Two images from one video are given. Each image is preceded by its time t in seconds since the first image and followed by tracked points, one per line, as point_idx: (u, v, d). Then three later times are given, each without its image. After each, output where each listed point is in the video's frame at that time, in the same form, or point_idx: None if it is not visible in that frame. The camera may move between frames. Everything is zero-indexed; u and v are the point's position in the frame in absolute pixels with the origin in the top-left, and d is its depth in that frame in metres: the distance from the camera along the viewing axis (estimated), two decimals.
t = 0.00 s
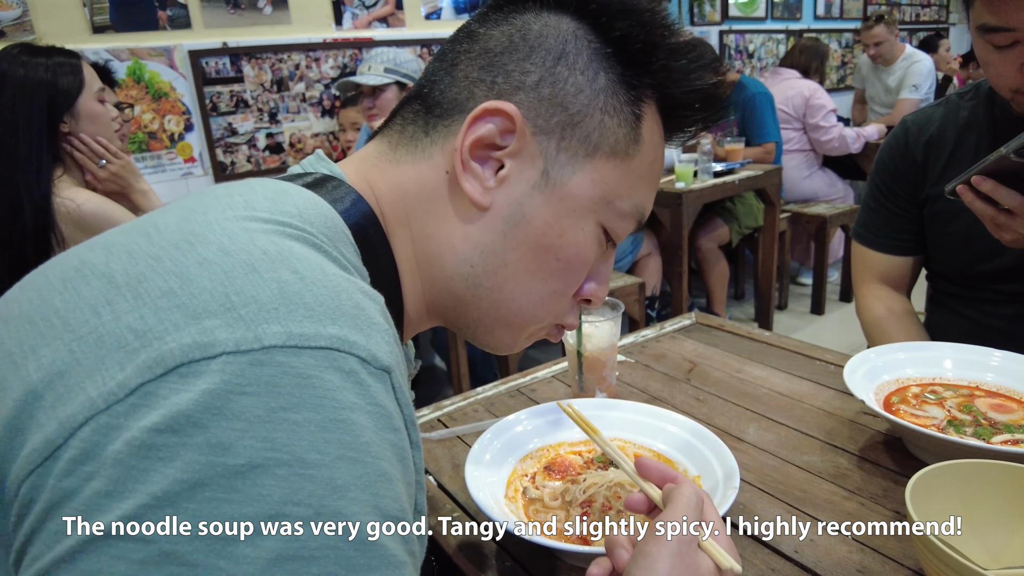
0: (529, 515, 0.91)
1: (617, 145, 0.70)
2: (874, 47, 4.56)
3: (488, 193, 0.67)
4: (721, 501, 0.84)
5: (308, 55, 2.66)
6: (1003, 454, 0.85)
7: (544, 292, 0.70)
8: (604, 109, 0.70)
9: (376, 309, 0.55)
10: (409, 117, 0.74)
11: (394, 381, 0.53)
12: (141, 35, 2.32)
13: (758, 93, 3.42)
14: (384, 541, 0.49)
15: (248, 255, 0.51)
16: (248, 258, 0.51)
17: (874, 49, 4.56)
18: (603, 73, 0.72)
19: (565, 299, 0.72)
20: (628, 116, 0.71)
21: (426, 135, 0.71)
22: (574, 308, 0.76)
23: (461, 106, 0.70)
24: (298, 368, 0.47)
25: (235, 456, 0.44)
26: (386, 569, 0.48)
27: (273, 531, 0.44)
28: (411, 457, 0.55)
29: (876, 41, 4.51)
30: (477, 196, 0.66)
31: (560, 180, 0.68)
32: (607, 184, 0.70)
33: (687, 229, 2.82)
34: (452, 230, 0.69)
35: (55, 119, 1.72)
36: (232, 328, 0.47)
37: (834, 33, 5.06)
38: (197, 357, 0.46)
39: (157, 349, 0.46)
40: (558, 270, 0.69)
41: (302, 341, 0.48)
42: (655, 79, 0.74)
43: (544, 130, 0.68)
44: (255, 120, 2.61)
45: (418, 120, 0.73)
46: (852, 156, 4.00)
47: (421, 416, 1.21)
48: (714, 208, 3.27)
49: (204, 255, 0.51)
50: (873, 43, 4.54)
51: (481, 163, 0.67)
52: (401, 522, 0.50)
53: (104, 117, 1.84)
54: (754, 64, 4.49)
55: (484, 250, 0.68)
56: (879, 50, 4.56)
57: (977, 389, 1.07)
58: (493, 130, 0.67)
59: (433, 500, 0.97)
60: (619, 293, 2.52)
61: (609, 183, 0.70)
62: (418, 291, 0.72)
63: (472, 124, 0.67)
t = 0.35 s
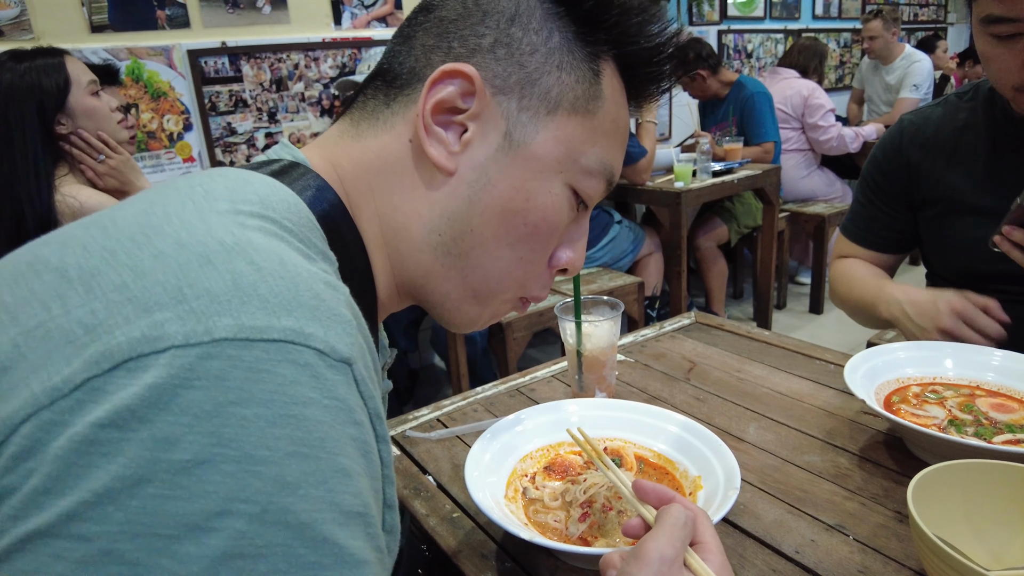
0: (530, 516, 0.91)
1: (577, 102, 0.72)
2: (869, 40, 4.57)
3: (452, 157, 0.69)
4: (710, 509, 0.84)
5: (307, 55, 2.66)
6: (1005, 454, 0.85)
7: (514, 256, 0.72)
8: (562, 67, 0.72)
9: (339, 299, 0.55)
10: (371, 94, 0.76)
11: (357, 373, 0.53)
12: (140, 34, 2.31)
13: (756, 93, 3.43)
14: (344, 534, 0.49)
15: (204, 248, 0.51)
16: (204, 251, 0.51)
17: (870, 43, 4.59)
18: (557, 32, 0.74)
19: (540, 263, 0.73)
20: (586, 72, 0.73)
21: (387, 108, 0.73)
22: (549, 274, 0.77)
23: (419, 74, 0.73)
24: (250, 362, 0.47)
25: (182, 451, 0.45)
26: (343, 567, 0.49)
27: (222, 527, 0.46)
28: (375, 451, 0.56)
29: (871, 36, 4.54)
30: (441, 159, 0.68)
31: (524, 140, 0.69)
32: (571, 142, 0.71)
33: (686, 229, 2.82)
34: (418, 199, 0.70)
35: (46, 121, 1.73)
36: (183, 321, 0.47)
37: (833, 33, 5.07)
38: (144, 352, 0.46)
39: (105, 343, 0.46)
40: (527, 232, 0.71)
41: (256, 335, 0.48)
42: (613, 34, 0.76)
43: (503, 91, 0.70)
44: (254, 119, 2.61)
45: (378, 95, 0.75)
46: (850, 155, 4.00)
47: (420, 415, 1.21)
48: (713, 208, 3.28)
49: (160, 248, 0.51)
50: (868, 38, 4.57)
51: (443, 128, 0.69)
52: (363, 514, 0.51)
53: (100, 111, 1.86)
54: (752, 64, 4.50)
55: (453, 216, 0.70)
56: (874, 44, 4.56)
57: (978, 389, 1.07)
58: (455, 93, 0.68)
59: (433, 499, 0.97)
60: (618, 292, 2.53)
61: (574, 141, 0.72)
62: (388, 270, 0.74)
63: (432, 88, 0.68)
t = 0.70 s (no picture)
0: (532, 514, 0.92)
1: (551, 84, 0.73)
2: (865, 39, 4.60)
3: (423, 140, 0.70)
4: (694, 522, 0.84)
5: (308, 55, 2.66)
6: (1004, 453, 0.86)
7: (487, 240, 0.73)
8: (535, 50, 0.73)
9: (306, 288, 0.55)
10: (344, 80, 0.77)
11: (318, 361, 0.53)
12: (141, 35, 2.32)
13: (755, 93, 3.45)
14: (294, 527, 0.50)
15: (162, 235, 0.51)
16: (162, 237, 0.51)
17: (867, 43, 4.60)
18: (532, 15, 0.75)
19: (513, 247, 0.75)
20: (560, 56, 0.74)
21: (360, 93, 0.74)
22: (524, 259, 0.79)
23: (391, 58, 0.74)
24: (201, 348, 0.48)
25: (123, 435, 0.47)
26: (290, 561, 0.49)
27: (159, 513, 0.47)
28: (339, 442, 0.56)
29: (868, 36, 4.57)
30: (412, 142, 0.70)
31: (495, 124, 0.71)
32: (544, 125, 0.73)
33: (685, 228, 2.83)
34: (390, 183, 0.72)
35: (51, 123, 1.75)
36: (134, 306, 0.48)
37: (831, 33, 5.08)
38: (93, 337, 0.47)
39: (54, 328, 0.48)
40: (500, 216, 0.72)
41: (207, 318, 0.48)
42: (589, 18, 0.77)
43: (474, 75, 0.71)
44: (256, 120, 2.62)
45: (352, 82, 0.76)
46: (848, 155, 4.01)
47: (423, 414, 1.22)
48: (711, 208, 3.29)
49: (118, 238, 0.51)
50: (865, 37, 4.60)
51: (414, 112, 0.71)
52: (321, 507, 0.51)
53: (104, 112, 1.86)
54: (751, 64, 4.51)
55: (426, 199, 0.71)
56: (871, 43, 4.58)
57: (978, 388, 1.08)
58: (425, 76, 0.70)
59: (436, 498, 0.98)
60: (617, 291, 2.54)
61: (546, 124, 0.73)
62: (361, 256, 0.75)
63: (403, 72, 0.70)
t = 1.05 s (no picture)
0: (535, 512, 0.93)
1: (506, 42, 0.67)
2: (863, 41, 4.61)
3: (366, 116, 0.65)
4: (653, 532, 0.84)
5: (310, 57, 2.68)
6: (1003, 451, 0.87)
7: (444, 215, 0.70)
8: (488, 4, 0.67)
9: (202, 287, 0.50)
10: (271, 37, 0.69)
11: (209, 371, 0.48)
12: (144, 36, 2.33)
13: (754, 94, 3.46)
14: (160, 559, 0.47)
15: (36, 236, 0.49)
16: (35, 240, 0.49)
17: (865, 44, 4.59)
18: None
19: (472, 217, 0.73)
20: (516, 9, 0.68)
21: (289, 59, 0.67)
22: (487, 222, 0.77)
23: (323, 14, 0.65)
24: (53, 368, 0.45)
25: None
26: None
27: (12, 540, 0.47)
28: (245, 455, 0.50)
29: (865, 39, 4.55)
30: (354, 119, 0.64)
31: (446, 92, 0.65)
32: (500, 89, 0.68)
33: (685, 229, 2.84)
34: (334, 161, 0.67)
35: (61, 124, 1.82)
36: None
37: (830, 34, 5.09)
38: None
39: None
40: (457, 191, 0.69)
41: (61, 336, 0.45)
42: None
43: (419, 35, 0.64)
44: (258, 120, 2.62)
45: (279, 41, 0.68)
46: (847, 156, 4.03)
47: (424, 413, 1.22)
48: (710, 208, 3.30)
49: None
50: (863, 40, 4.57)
51: (355, 83, 0.64)
52: (205, 535, 0.48)
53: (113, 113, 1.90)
54: (750, 65, 4.53)
55: (374, 178, 0.67)
56: (868, 45, 4.60)
57: (976, 386, 1.09)
58: (362, 42, 0.63)
59: (438, 496, 0.98)
60: (617, 291, 2.55)
61: (503, 87, 0.68)
62: (307, 235, 0.71)
63: (337, 38, 0.63)
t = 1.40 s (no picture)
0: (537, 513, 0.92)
1: None
2: (863, 41, 4.61)
3: (241, 85, 0.54)
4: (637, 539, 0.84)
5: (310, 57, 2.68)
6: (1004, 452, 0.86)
7: (356, 190, 0.60)
8: None
9: (16, 344, 0.44)
10: None
11: (28, 446, 0.45)
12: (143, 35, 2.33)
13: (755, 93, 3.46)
14: None
15: None
16: None
17: (864, 44, 4.61)
18: None
19: (392, 187, 0.62)
20: None
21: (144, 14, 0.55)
22: (419, 182, 0.66)
23: None
24: None
25: None
26: None
27: None
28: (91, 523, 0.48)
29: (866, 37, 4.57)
30: (227, 90, 0.54)
31: (337, 46, 0.53)
32: (410, 35, 0.54)
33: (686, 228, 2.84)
34: (216, 139, 0.57)
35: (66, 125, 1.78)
36: None
37: (831, 33, 5.09)
38: None
39: None
40: (369, 161, 0.58)
41: None
42: None
43: None
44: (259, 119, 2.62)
45: None
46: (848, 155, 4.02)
47: (425, 414, 1.22)
48: (711, 207, 3.30)
49: None
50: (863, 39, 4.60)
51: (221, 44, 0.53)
52: None
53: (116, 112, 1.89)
54: (751, 64, 4.53)
55: (265, 157, 0.56)
56: (868, 45, 4.60)
57: (978, 387, 1.09)
58: None
59: (439, 497, 0.98)
60: (617, 291, 2.55)
61: (414, 32, 0.54)
62: (199, 219, 0.63)
63: None
